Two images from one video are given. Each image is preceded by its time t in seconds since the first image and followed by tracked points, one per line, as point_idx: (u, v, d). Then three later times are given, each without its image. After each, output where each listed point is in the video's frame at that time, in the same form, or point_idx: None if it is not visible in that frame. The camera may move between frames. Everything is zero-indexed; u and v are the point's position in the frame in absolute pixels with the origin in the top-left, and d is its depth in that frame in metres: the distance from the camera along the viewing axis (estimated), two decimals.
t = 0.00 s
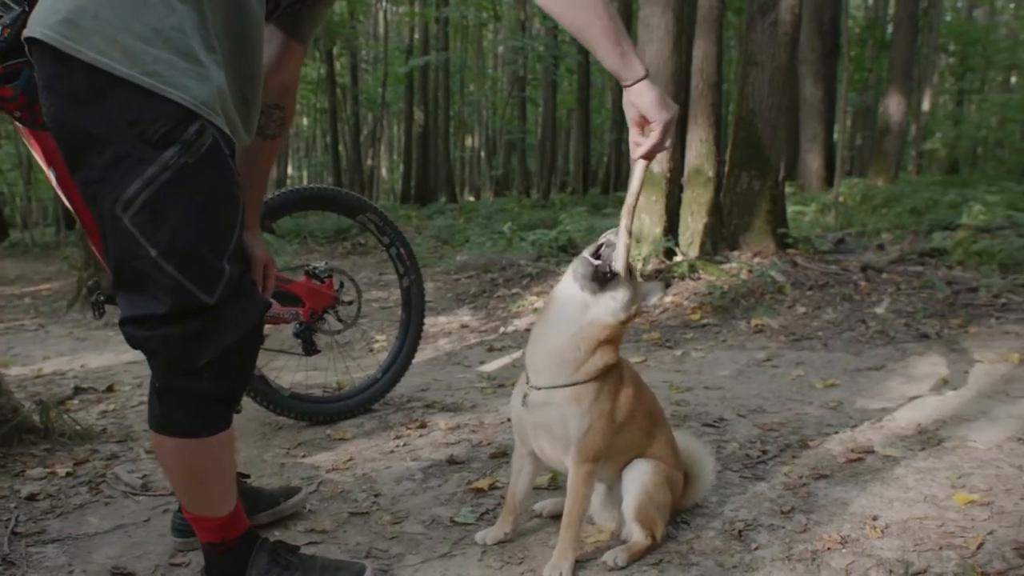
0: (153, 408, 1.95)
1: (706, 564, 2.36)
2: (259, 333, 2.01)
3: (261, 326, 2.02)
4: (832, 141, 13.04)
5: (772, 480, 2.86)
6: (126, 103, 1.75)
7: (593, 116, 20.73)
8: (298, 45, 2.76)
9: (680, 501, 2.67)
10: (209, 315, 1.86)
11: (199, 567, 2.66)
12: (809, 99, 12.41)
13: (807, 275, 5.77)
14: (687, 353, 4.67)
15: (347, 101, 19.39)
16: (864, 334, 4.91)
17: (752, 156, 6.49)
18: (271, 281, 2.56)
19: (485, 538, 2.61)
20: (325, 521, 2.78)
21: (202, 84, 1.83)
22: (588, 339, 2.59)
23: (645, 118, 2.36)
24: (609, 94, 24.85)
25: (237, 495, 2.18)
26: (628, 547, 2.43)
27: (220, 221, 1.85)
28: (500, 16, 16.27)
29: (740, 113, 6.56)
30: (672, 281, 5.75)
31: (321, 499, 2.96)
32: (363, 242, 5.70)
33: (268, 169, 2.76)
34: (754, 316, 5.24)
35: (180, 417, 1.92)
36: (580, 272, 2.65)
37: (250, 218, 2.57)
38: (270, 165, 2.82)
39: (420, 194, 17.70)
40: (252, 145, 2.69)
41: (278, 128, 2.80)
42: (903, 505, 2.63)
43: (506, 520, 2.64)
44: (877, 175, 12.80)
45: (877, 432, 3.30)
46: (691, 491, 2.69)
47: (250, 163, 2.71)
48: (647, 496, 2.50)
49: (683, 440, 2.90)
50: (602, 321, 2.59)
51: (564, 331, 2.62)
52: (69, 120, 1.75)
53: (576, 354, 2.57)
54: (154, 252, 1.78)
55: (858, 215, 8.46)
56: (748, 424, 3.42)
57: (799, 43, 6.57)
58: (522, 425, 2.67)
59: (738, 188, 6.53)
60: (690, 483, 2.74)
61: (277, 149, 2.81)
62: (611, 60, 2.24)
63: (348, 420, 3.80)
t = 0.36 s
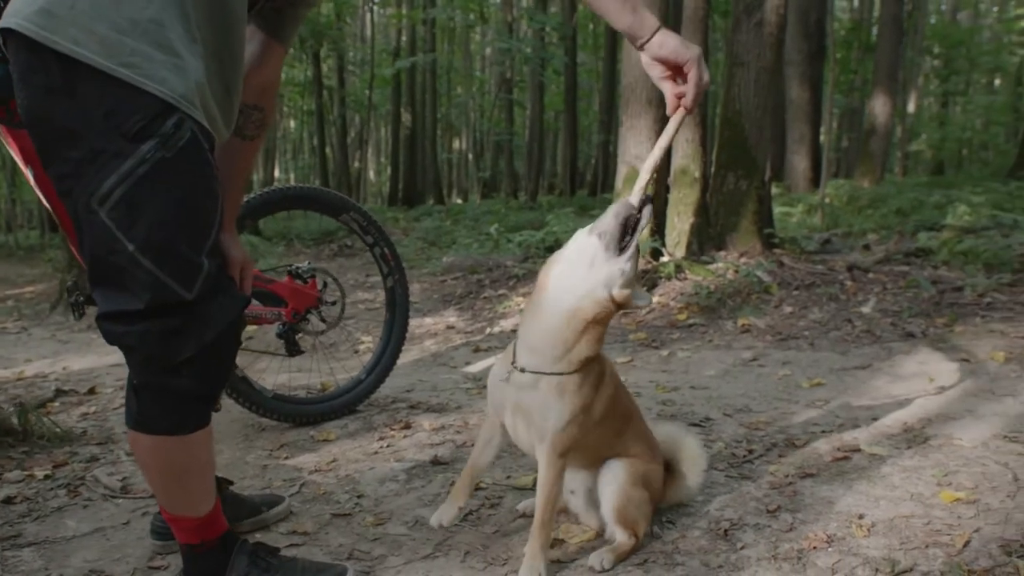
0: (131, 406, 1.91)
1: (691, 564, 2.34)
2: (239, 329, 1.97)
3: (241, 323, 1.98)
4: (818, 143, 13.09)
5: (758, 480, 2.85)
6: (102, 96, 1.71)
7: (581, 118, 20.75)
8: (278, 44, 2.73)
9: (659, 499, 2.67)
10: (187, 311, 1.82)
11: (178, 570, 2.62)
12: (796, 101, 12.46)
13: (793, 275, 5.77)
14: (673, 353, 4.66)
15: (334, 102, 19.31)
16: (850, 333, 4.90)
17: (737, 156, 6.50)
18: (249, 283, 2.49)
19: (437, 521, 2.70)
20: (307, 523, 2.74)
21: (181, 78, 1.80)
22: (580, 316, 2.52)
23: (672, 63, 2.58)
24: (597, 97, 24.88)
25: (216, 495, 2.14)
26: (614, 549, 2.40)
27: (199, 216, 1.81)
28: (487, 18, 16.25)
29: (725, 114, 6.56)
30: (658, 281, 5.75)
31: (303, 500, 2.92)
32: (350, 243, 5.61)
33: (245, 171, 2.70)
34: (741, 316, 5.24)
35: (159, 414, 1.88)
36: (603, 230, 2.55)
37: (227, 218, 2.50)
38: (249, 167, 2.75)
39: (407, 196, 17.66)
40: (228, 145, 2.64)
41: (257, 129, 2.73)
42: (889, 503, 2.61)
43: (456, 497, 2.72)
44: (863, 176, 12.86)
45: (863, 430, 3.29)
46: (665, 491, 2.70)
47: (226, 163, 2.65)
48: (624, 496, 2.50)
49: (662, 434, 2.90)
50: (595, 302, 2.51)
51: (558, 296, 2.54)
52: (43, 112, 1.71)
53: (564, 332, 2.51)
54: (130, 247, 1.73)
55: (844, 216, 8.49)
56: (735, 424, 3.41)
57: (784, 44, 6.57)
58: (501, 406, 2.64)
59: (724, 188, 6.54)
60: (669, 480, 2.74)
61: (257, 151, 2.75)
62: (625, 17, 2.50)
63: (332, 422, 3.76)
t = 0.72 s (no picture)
0: (115, 399, 1.88)
1: (679, 561, 2.32)
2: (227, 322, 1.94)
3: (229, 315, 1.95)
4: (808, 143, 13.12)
5: (747, 476, 2.84)
6: (82, 87, 1.68)
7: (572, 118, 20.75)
8: (263, 41, 2.70)
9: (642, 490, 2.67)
10: (172, 303, 1.79)
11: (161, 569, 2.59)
12: (785, 101, 12.48)
13: (782, 274, 5.77)
14: (662, 351, 4.65)
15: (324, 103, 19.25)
16: (839, 331, 4.91)
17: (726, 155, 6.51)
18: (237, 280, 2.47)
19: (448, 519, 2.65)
20: (293, 522, 2.71)
21: (162, 68, 1.77)
22: (586, 318, 2.52)
23: (650, 55, 2.60)
24: (587, 97, 24.89)
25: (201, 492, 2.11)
26: (604, 548, 2.38)
27: (183, 208, 1.78)
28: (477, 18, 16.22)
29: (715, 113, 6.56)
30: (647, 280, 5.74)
31: (289, 499, 2.89)
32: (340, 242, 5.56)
33: (232, 168, 2.69)
34: (730, 314, 5.23)
35: (145, 408, 1.86)
36: (603, 236, 2.55)
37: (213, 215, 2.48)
38: (237, 163, 2.74)
39: (397, 197, 17.62)
40: (212, 143, 2.62)
41: (244, 126, 2.70)
42: (878, 500, 2.61)
43: (456, 493, 2.68)
44: (852, 176, 12.90)
45: (852, 428, 3.28)
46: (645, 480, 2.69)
47: (212, 160, 2.63)
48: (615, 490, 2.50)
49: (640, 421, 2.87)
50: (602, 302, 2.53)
51: (566, 297, 2.55)
52: (23, 104, 1.69)
53: (571, 333, 2.51)
54: (114, 238, 1.70)
55: (833, 216, 8.51)
56: (724, 421, 3.40)
57: (774, 42, 6.57)
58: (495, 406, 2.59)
59: (713, 187, 6.54)
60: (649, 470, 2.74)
61: (243, 149, 2.73)
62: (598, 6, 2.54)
63: (319, 421, 3.73)
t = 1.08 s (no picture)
0: (99, 396, 1.86)
1: (667, 559, 2.31)
2: (211, 317, 1.92)
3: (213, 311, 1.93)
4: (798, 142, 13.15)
5: (736, 474, 2.83)
6: (63, 81, 1.66)
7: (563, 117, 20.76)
8: (252, 39, 2.67)
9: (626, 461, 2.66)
10: (156, 299, 1.77)
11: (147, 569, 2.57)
12: (775, 100, 12.51)
13: (772, 272, 5.78)
14: (653, 349, 4.64)
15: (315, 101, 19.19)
16: (829, 329, 4.91)
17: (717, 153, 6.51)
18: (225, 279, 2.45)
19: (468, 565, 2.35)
20: (280, 521, 2.69)
21: (144, 63, 1.75)
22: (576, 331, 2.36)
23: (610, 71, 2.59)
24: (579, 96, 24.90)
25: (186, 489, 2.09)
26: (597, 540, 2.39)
27: (166, 203, 1.76)
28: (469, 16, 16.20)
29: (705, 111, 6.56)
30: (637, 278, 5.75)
31: (277, 498, 2.87)
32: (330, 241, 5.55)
33: (220, 167, 2.66)
34: (720, 312, 5.23)
35: (129, 404, 1.84)
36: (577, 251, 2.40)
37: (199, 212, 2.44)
38: (224, 161, 2.71)
39: (389, 196, 17.58)
40: (200, 141, 2.59)
41: (231, 124, 2.68)
42: (867, 496, 2.60)
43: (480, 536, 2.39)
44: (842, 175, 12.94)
45: (841, 425, 3.28)
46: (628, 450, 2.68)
47: (200, 157, 2.60)
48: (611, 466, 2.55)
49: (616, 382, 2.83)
50: (586, 306, 2.37)
51: (556, 314, 2.32)
52: (3, 98, 1.66)
53: (566, 347, 2.34)
54: (95, 234, 1.68)
55: (823, 214, 8.54)
56: (713, 419, 3.40)
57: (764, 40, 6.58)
58: (500, 438, 2.41)
59: (703, 185, 6.55)
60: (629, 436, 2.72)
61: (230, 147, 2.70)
62: (573, 26, 2.43)
63: (308, 420, 3.70)
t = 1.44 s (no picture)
0: (87, 395, 1.84)
1: (659, 557, 2.30)
2: (200, 314, 1.90)
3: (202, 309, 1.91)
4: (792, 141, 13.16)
5: (729, 472, 2.82)
6: (51, 74, 1.64)
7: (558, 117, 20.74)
8: (244, 38, 2.65)
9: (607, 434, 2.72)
10: (144, 295, 1.74)
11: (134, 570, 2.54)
12: (769, 99, 12.51)
13: (766, 270, 5.78)
14: (646, 348, 4.63)
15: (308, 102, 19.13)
16: (822, 327, 4.90)
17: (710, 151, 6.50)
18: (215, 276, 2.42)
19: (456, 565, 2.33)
20: (270, 520, 2.67)
21: (132, 57, 1.72)
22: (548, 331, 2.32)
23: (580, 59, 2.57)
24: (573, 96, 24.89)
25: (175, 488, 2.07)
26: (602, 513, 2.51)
27: (155, 199, 1.74)
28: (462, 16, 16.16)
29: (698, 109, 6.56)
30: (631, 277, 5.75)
31: (268, 498, 2.85)
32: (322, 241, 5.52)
33: (212, 166, 2.63)
34: (714, 310, 5.22)
35: (118, 402, 1.82)
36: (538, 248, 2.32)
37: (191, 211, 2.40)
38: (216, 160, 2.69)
39: (383, 196, 17.54)
40: (191, 141, 2.57)
41: (223, 123, 2.66)
42: (860, 494, 2.59)
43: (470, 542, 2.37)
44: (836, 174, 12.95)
45: (834, 422, 3.27)
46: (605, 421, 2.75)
47: (194, 156, 2.57)
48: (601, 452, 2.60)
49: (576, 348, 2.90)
50: (558, 299, 2.33)
51: (524, 314, 2.28)
52: None
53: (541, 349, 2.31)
54: (83, 230, 1.65)
55: (817, 213, 8.54)
56: (706, 417, 3.38)
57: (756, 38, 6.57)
58: (489, 442, 2.42)
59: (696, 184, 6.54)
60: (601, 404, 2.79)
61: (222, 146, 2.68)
62: (547, 10, 2.42)
63: (299, 419, 3.68)
